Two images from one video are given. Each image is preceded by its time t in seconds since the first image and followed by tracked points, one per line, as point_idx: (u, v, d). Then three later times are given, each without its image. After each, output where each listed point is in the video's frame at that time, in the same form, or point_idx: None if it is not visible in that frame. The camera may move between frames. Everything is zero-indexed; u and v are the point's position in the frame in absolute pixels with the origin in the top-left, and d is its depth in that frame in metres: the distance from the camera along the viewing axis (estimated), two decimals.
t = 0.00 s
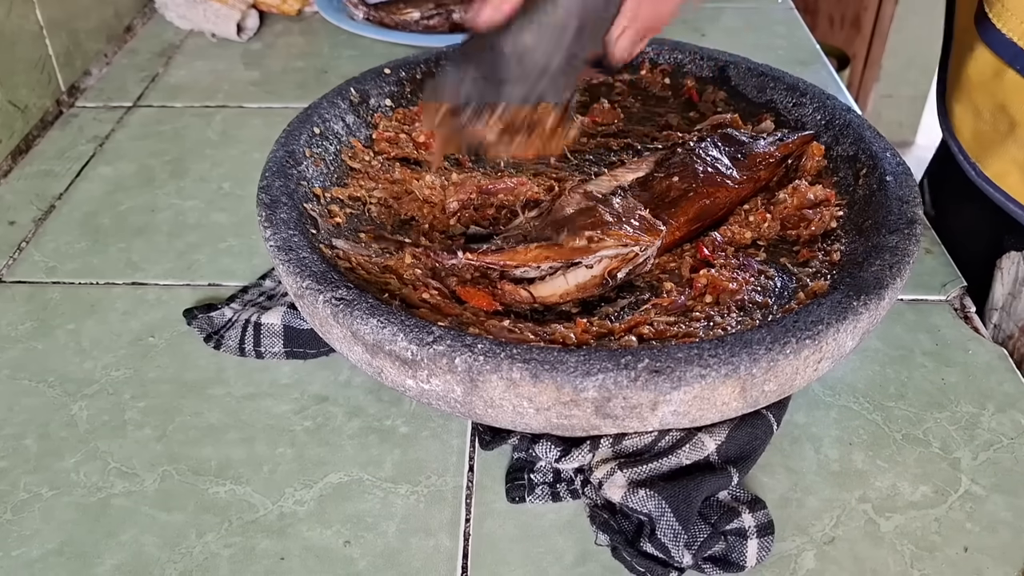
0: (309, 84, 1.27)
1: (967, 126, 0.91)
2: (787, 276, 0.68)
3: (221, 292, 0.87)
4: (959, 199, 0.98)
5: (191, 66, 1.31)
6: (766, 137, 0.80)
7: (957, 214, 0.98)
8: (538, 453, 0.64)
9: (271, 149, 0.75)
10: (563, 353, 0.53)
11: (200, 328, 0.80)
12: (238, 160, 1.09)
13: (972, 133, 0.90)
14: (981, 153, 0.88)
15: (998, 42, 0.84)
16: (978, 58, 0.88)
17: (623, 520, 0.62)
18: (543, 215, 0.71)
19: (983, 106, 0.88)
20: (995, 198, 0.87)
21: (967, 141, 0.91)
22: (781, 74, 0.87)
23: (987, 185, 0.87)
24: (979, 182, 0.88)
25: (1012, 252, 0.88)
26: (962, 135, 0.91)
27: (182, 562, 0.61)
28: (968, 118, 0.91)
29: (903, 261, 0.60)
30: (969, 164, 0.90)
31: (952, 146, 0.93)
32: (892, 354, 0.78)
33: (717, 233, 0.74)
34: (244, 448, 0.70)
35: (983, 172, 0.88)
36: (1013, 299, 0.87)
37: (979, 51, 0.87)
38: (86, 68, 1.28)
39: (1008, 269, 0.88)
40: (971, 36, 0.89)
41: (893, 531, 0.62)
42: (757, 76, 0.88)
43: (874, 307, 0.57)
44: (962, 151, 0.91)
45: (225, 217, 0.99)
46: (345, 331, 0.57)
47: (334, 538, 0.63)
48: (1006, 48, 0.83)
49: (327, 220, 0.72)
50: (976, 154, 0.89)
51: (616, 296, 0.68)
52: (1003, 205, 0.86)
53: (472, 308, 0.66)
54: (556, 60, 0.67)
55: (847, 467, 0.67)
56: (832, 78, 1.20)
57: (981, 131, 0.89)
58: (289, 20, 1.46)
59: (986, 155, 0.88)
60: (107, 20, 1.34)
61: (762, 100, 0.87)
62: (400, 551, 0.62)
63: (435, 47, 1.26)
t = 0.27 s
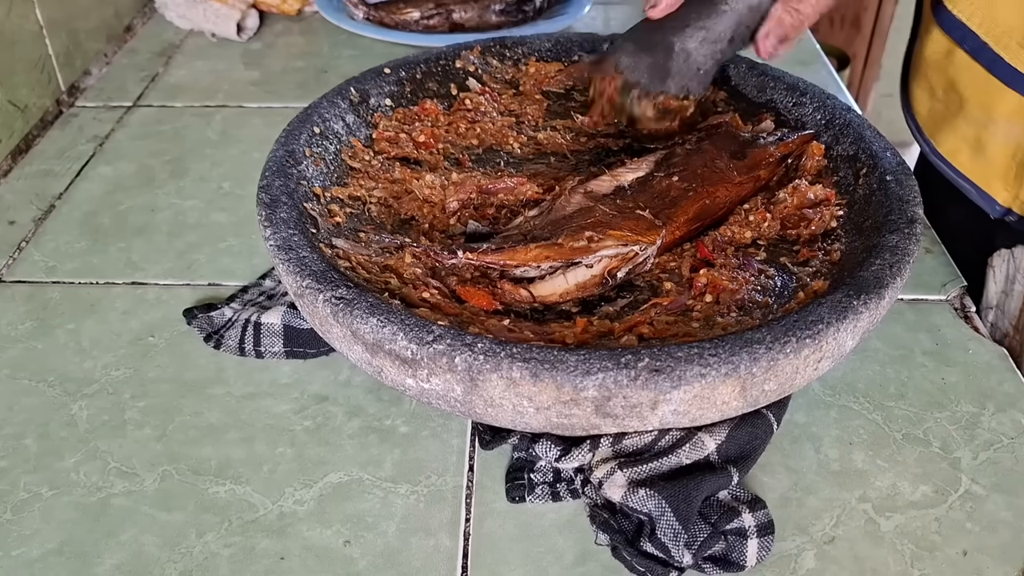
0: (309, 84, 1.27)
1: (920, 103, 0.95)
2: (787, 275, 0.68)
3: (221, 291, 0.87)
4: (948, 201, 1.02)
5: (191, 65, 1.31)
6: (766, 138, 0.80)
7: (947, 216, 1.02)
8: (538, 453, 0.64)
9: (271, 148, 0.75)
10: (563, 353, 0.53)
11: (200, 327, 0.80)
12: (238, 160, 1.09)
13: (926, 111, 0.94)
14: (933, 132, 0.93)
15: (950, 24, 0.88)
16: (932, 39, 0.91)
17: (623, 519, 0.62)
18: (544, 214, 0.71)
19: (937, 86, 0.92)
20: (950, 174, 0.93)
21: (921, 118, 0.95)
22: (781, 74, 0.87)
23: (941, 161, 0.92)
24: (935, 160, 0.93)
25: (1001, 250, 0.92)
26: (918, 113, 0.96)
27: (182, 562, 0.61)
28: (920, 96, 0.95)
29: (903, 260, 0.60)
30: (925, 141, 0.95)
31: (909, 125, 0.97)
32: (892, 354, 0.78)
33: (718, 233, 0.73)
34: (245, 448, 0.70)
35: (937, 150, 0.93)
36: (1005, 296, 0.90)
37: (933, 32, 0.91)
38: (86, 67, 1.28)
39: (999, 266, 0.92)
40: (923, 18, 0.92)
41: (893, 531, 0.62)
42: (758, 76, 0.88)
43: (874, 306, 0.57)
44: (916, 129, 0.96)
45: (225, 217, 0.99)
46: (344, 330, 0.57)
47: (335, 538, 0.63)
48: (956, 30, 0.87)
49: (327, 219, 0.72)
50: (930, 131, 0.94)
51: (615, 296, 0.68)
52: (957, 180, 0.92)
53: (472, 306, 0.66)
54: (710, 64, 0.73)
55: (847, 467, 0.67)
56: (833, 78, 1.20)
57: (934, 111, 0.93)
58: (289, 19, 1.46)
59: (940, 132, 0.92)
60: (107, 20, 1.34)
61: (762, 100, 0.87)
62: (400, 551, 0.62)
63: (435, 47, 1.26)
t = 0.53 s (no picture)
0: (309, 84, 1.27)
1: (889, 72, 0.97)
2: (787, 275, 0.68)
3: (221, 291, 0.87)
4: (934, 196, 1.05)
5: (191, 65, 1.31)
6: (766, 138, 0.80)
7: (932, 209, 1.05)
8: (538, 453, 0.64)
9: (271, 148, 0.75)
10: (563, 352, 0.53)
11: (200, 327, 0.80)
12: (238, 159, 1.09)
13: (894, 78, 0.95)
14: (902, 98, 0.94)
15: None
16: (898, 7, 0.94)
17: (623, 519, 0.62)
18: (544, 214, 0.71)
19: (903, 51, 0.94)
20: (916, 140, 0.93)
21: (890, 85, 0.96)
22: (781, 73, 0.87)
23: (906, 125, 0.93)
24: (900, 125, 0.94)
25: (990, 237, 0.86)
26: (886, 81, 0.97)
27: (182, 561, 0.61)
28: (890, 65, 0.96)
29: (903, 260, 0.60)
30: (892, 108, 0.96)
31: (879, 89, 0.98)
32: (892, 353, 0.78)
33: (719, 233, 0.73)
34: (244, 448, 0.70)
35: (902, 114, 0.94)
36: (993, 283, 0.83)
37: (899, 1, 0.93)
38: (86, 67, 1.28)
39: (986, 252, 0.86)
40: None
41: (893, 531, 0.62)
42: (758, 76, 0.88)
43: (874, 305, 0.57)
44: (884, 95, 0.97)
45: (225, 216, 0.99)
46: (344, 330, 0.57)
47: (334, 538, 0.63)
48: None
49: (326, 219, 0.72)
50: (897, 97, 0.95)
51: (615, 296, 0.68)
52: (921, 145, 0.92)
53: (472, 306, 0.66)
54: (715, 67, 0.85)
55: (847, 467, 0.67)
56: (833, 78, 1.20)
57: (902, 77, 0.94)
58: (289, 19, 1.46)
59: (907, 98, 0.93)
60: (107, 20, 1.34)
61: (762, 100, 0.87)
62: (400, 551, 0.62)
63: (435, 47, 1.26)
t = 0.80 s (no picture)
0: (309, 83, 1.27)
1: (891, 63, 0.96)
2: (787, 275, 0.68)
3: (221, 291, 0.87)
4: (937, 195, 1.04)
5: (191, 65, 1.31)
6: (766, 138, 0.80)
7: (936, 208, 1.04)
8: (538, 452, 0.64)
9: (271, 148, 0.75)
10: (563, 352, 0.53)
11: (200, 327, 0.80)
12: (238, 159, 1.09)
13: (896, 68, 0.95)
14: (904, 87, 0.94)
15: None
16: None
17: (623, 519, 0.62)
18: (543, 214, 0.71)
19: (904, 41, 0.94)
20: (920, 129, 0.92)
21: (892, 75, 0.96)
22: (781, 73, 0.87)
23: (910, 114, 0.92)
24: (904, 113, 0.93)
25: (989, 236, 0.96)
26: (886, 72, 0.97)
27: (182, 561, 0.61)
28: (891, 56, 0.96)
29: (903, 260, 0.60)
30: (895, 98, 0.95)
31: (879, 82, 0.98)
32: (892, 353, 0.78)
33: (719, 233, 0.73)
34: (244, 447, 0.70)
35: (906, 104, 0.93)
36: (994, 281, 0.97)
37: None
38: (86, 67, 1.28)
39: (991, 252, 0.96)
40: None
41: (893, 530, 0.62)
42: (757, 76, 0.88)
43: (874, 305, 0.57)
44: (886, 85, 0.97)
45: (225, 216, 0.99)
46: (344, 330, 0.57)
47: (334, 537, 0.63)
48: None
49: (326, 218, 0.72)
50: (900, 87, 0.95)
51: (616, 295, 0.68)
52: (925, 133, 0.92)
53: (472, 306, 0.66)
54: (714, 66, 0.84)
55: (847, 466, 0.67)
56: (833, 77, 1.20)
57: (904, 66, 0.94)
58: (289, 19, 1.46)
59: (910, 87, 0.93)
60: (107, 20, 1.34)
61: (762, 99, 0.87)
62: (400, 550, 0.62)
63: (435, 46, 1.26)
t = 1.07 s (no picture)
0: (309, 83, 1.27)
1: (897, 57, 0.98)
2: (787, 275, 0.68)
3: (221, 290, 0.87)
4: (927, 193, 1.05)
5: (191, 65, 1.31)
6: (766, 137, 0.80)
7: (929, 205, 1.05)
8: (538, 452, 0.64)
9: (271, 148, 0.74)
10: (563, 351, 0.53)
11: (200, 327, 0.80)
12: (238, 159, 1.09)
13: (903, 61, 0.97)
14: (911, 79, 0.95)
15: None
16: None
17: (623, 519, 0.62)
18: (543, 213, 0.71)
19: (910, 35, 0.95)
20: (929, 120, 0.94)
21: (899, 68, 0.98)
22: (781, 73, 0.87)
23: (919, 106, 0.94)
24: (912, 105, 0.95)
25: (987, 227, 0.99)
26: (894, 65, 0.98)
27: (182, 561, 0.61)
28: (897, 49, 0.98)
29: (903, 260, 0.60)
30: (902, 90, 0.97)
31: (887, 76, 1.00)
32: (892, 353, 0.78)
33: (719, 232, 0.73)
34: (244, 447, 0.70)
35: (914, 95, 0.94)
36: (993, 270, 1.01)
37: None
38: (86, 67, 1.28)
39: (987, 242, 0.99)
40: None
41: (893, 530, 0.62)
42: (758, 76, 0.88)
43: (874, 305, 0.57)
44: (893, 78, 0.98)
45: (225, 215, 0.99)
46: (344, 329, 0.57)
47: (334, 537, 0.63)
48: None
49: (326, 218, 0.72)
50: (906, 79, 0.96)
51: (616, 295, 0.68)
52: (933, 123, 0.93)
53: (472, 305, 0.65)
54: (715, 65, 0.84)
55: (847, 466, 0.67)
56: (833, 77, 1.20)
57: (910, 59, 0.96)
58: (288, 18, 1.46)
59: (917, 79, 0.94)
60: (107, 20, 1.34)
61: (762, 99, 0.87)
62: (400, 550, 0.62)
63: (436, 46, 1.26)
